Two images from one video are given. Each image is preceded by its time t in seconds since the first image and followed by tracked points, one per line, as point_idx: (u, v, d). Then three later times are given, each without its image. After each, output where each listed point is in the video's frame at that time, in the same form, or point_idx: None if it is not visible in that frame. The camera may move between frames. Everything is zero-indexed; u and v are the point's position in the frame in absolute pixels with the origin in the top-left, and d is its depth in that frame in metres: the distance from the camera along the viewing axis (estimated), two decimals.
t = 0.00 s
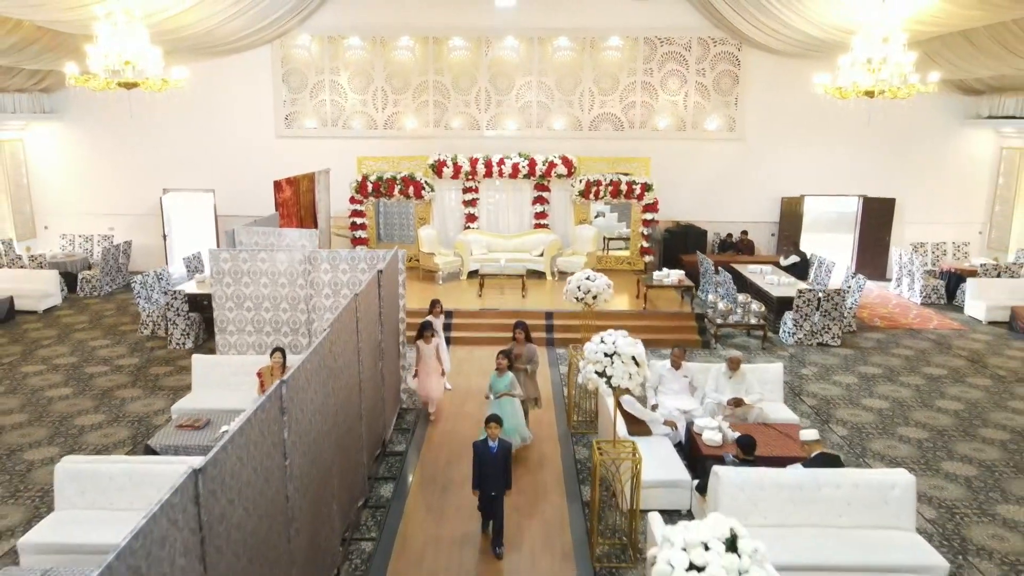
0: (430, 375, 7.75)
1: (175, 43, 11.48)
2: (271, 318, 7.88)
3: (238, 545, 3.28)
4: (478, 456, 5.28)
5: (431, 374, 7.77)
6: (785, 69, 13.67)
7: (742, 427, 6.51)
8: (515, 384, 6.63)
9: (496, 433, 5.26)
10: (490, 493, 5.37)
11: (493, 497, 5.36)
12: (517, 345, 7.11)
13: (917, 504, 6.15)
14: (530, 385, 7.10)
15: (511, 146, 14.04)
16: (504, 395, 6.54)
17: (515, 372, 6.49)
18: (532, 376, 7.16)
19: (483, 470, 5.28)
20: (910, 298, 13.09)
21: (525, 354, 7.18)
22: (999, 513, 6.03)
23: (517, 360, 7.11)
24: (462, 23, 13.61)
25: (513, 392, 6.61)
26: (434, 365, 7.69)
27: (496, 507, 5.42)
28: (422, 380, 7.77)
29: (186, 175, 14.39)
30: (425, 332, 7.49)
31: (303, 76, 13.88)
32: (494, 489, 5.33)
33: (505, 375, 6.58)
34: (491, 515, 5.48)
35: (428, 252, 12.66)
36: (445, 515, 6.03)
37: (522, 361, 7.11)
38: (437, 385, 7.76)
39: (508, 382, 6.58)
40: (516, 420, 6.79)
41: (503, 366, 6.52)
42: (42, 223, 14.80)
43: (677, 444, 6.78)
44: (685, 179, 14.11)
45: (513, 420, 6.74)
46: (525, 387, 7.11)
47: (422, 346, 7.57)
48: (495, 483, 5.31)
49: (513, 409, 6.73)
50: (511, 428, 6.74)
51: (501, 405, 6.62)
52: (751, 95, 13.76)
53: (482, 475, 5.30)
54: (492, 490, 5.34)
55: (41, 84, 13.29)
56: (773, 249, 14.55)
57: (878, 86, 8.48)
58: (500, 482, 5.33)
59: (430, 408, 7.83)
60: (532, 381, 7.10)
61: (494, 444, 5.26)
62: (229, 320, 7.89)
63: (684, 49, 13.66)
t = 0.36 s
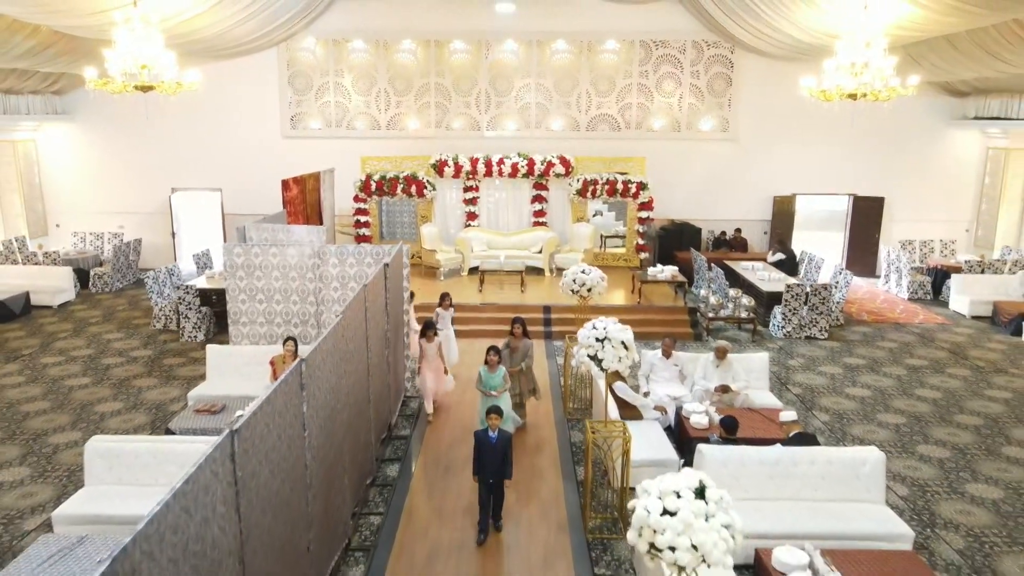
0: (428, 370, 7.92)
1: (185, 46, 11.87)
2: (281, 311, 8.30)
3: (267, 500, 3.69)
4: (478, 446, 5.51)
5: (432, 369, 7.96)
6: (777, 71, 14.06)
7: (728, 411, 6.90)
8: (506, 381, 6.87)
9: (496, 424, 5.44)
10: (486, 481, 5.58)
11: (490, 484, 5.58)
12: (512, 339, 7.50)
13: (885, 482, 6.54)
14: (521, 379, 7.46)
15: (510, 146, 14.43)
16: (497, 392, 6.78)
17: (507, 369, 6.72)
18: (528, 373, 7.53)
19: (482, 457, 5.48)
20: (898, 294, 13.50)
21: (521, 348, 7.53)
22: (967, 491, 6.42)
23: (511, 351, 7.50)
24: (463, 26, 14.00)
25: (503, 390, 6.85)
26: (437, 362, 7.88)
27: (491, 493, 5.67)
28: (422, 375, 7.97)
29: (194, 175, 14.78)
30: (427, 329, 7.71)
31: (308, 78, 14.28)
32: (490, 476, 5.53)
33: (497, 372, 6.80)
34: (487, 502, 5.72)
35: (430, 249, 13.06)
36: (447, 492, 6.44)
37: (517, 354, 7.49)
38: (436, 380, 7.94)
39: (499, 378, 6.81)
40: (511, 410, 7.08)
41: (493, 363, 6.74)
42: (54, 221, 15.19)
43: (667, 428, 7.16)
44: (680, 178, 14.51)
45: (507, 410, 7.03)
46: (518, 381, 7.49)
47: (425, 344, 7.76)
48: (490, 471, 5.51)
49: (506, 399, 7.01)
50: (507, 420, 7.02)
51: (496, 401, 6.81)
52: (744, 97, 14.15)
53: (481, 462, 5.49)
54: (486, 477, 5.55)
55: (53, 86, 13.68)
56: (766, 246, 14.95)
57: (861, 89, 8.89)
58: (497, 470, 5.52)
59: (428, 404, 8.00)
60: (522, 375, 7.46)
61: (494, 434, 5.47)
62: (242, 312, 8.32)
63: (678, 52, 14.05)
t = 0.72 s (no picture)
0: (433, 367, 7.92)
1: (194, 50, 12.28)
2: (292, 303, 8.72)
3: (289, 465, 4.09)
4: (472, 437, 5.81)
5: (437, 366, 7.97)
6: (769, 73, 14.45)
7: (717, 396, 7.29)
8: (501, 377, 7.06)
9: (487, 415, 5.77)
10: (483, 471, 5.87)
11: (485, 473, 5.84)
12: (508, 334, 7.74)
13: (859, 463, 6.95)
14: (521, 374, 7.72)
15: (510, 146, 14.83)
16: (492, 387, 6.99)
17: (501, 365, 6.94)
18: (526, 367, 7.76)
19: (475, 447, 5.80)
20: (886, 290, 13.90)
21: (518, 342, 7.83)
22: (939, 470, 6.82)
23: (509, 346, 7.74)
24: (464, 30, 14.40)
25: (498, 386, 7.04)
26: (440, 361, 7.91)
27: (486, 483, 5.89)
28: (427, 374, 7.99)
29: (202, 174, 15.18)
30: (428, 327, 7.73)
31: (313, 80, 14.68)
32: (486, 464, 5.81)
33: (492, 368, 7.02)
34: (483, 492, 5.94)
35: (432, 246, 13.46)
36: (450, 472, 6.84)
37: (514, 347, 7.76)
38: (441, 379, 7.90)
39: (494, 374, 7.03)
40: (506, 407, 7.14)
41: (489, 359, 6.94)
42: (65, 219, 15.60)
43: (658, 414, 7.52)
44: (675, 177, 14.91)
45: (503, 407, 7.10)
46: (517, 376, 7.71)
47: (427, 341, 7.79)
48: (486, 458, 5.81)
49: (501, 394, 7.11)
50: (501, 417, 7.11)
51: (489, 397, 6.99)
52: (737, 98, 14.55)
53: (476, 451, 5.80)
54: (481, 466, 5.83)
55: (66, 88, 14.10)
56: (759, 244, 15.35)
57: (845, 93, 9.26)
58: (491, 457, 5.83)
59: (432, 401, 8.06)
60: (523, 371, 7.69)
61: (485, 425, 5.82)
62: (254, 304, 8.72)
63: (673, 55, 14.45)
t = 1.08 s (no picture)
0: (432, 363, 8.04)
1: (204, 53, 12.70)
2: (301, 296, 9.12)
3: (307, 436, 4.50)
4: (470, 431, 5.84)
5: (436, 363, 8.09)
6: (762, 74, 14.85)
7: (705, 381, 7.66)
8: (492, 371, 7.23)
9: (483, 408, 5.78)
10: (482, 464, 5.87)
11: (483, 465, 5.84)
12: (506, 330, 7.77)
13: (835, 445, 7.35)
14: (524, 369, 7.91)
15: (510, 146, 15.23)
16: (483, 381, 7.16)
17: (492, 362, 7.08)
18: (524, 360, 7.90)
19: (473, 439, 5.82)
20: (875, 286, 14.30)
21: (517, 339, 7.88)
22: (915, 452, 7.23)
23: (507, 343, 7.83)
24: (465, 33, 14.79)
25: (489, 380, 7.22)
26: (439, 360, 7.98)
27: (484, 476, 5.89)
28: (426, 368, 8.11)
29: (210, 173, 15.58)
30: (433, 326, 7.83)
31: (317, 82, 15.09)
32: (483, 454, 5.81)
33: (482, 363, 7.17)
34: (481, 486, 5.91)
35: (433, 243, 14.01)
36: (452, 453, 7.25)
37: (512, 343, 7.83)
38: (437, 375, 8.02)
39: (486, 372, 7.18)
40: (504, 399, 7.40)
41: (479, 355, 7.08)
42: (76, 218, 16.00)
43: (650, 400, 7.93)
44: (670, 176, 15.31)
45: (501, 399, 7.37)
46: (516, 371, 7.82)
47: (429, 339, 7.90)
48: (482, 447, 5.81)
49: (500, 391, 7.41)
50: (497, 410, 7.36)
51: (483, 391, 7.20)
52: (731, 99, 14.96)
53: (474, 443, 5.82)
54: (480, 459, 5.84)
55: (78, 89, 14.51)
56: (752, 242, 15.75)
57: (830, 95, 9.65)
58: (488, 449, 5.84)
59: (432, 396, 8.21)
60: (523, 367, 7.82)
61: (482, 418, 5.81)
62: (264, 297, 9.12)
63: (669, 57, 14.86)
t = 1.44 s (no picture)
0: (431, 364, 7.99)
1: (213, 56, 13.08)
2: (309, 289, 9.53)
3: (322, 410, 4.92)
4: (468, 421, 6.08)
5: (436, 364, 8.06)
6: (755, 76, 15.23)
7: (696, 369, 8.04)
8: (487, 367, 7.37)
9: (482, 398, 6.06)
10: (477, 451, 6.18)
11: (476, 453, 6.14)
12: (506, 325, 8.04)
13: (815, 428, 7.76)
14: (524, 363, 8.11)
15: (509, 145, 15.61)
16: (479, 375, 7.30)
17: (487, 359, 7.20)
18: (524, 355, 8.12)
19: (469, 427, 6.08)
20: (865, 282, 14.69)
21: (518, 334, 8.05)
22: (893, 435, 7.62)
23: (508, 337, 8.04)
24: (465, 35, 15.16)
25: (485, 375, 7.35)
26: (439, 359, 7.99)
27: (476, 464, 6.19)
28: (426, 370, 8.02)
29: (217, 171, 15.97)
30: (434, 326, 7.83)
31: (322, 83, 15.47)
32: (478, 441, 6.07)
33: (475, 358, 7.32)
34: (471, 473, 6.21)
35: (436, 240, 14.37)
36: (454, 436, 7.64)
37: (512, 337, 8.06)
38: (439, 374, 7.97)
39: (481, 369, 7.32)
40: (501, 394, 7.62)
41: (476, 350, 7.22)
42: (86, 216, 16.40)
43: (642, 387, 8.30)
44: (665, 175, 15.70)
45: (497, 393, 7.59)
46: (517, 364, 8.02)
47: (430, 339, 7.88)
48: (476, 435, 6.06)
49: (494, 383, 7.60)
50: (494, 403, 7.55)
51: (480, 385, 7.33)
52: (725, 100, 15.34)
53: (468, 432, 6.09)
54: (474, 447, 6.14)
55: (89, 90, 14.89)
56: (746, 239, 16.15)
57: (817, 96, 10.05)
58: (483, 439, 6.09)
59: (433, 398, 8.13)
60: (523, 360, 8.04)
61: (480, 408, 6.08)
62: (274, 290, 9.55)
63: (664, 59, 15.24)
